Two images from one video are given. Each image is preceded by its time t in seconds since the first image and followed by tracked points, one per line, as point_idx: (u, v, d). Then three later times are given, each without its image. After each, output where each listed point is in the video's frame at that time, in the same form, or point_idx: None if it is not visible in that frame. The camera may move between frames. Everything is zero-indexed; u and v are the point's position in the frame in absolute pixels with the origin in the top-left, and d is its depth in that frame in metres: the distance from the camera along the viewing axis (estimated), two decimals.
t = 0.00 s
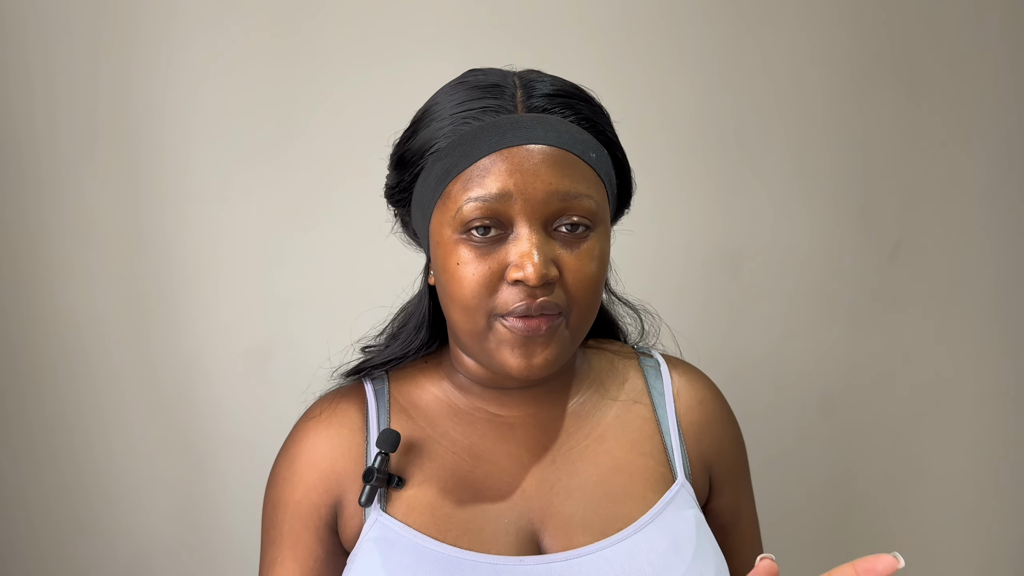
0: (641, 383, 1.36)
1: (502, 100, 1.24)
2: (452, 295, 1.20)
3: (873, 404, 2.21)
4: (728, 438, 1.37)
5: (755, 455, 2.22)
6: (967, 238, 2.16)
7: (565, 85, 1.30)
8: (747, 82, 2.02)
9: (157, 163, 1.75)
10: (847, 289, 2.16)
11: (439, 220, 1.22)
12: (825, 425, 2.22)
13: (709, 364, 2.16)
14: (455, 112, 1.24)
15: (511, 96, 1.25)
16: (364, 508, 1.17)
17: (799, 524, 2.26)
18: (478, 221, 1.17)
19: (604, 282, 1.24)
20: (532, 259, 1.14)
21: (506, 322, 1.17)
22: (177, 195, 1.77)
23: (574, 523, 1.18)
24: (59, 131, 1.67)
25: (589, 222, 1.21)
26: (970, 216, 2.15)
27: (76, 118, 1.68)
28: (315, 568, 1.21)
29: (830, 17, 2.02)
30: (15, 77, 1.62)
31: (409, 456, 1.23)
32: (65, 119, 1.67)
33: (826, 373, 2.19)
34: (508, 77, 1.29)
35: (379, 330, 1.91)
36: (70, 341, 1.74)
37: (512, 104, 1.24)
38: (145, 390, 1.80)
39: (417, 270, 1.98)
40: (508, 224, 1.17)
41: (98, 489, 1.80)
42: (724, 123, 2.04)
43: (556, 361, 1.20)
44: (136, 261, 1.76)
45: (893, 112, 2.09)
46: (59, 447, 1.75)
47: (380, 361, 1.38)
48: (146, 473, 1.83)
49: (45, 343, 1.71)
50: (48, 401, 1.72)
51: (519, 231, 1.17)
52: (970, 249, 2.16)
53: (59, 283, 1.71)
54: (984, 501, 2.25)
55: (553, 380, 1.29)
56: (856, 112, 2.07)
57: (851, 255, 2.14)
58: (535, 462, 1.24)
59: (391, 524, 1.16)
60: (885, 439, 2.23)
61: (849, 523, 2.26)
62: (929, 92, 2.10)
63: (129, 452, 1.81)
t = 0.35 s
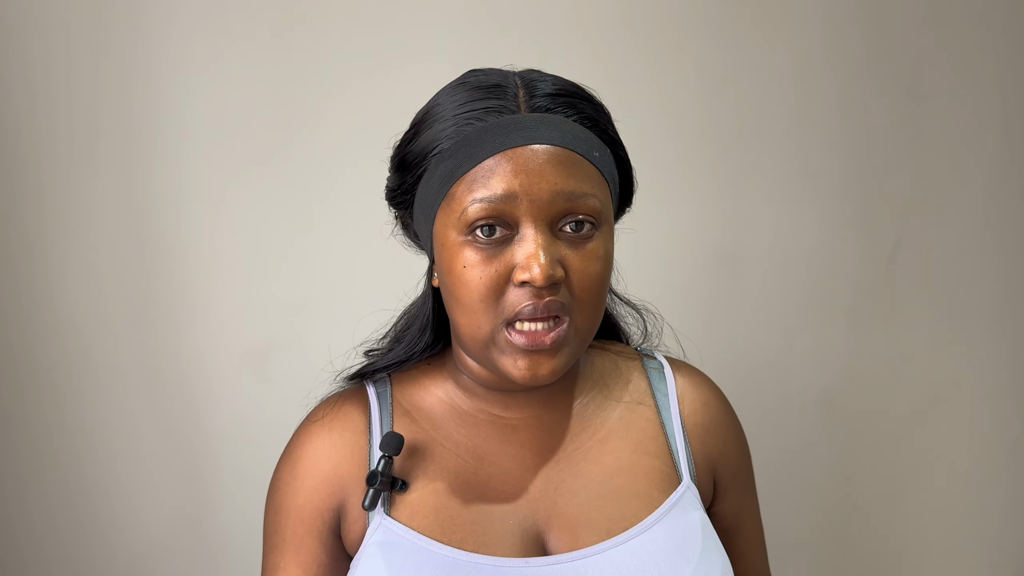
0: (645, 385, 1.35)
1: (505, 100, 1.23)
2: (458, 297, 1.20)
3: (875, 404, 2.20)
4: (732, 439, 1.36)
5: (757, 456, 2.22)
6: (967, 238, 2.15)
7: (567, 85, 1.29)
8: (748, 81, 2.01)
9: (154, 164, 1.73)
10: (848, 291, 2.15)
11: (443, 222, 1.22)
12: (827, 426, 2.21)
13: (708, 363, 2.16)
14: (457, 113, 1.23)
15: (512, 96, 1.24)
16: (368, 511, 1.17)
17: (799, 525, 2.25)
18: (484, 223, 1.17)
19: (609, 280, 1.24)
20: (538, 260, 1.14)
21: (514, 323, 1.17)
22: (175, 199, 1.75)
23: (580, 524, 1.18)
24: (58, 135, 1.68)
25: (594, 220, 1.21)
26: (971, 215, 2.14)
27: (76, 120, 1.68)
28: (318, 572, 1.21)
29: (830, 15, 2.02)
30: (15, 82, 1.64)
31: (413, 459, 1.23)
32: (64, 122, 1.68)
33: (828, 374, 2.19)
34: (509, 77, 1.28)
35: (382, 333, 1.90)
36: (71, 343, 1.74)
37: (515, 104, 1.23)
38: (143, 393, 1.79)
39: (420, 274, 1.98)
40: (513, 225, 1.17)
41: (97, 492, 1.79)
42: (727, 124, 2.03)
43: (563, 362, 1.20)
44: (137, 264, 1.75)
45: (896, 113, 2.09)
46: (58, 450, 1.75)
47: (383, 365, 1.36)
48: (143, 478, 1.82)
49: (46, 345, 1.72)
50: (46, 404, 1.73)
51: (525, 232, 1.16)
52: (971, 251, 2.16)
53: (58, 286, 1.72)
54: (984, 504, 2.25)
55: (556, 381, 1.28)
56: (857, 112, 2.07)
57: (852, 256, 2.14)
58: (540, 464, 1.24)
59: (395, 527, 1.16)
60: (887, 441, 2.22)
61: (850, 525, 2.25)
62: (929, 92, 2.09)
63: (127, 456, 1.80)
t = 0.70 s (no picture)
0: (647, 387, 1.34)
1: (504, 97, 1.22)
2: (453, 294, 1.18)
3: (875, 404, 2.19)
4: (735, 441, 1.35)
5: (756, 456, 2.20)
6: (968, 238, 2.14)
7: (568, 81, 1.27)
8: (748, 79, 2.00)
9: (151, 163, 1.76)
10: (848, 293, 2.14)
11: (439, 219, 1.21)
12: (827, 428, 2.20)
13: (709, 363, 2.15)
14: (456, 109, 1.22)
15: (513, 92, 1.23)
16: (367, 515, 1.15)
17: (798, 527, 2.24)
18: (480, 219, 1.15)
19: (609, 282, 1.22)
20: (534, 258, 1.12)
21: (509, 322, 1.15)
22: (172, 196, 1.78)
23: (581, 530, 1.16)
24: (57, 134, 1.70)
25: (592, 220, 1.19)
26: (972, 214, 2.13)
27: (76, 121, 1.71)
28: None
29: (831, 14, 2.01)
30: (15, 83, 1.67)
31: (412, 462, 1.21)
32: (64, 123, 1.70)
33: (828, 376, 2.17)
34: (511, 73, 1.27)
35: (382, 333, 1.89)
36: (70, 342, 1.76)
37: (514, 100, 1.22)
38: (140, 390, 1.82)
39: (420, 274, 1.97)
40: (510, 222, 1.15)
41: (95, 490, 1.81)
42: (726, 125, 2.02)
43: (560, 363, 1.18)
44: (136, 261, 1.78)
45: (898, 115, 2.07)
46: (57, 448, 1.77)
47: (383, 365, 1.35)
48: (140, 477, 1.83)
49: (45, 344, 1.74)
50: (44, 400, 1.75)
51: (521, 230, 1.15)
52: (972, 253, 2.14)
53: (58, 283, 1.74)
54: (985, 508, 2.23)
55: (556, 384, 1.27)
56: (857, 111, 2.06)
57: (853, 257, 2.12)
58: (541, 468, 1.22)
59: (394, 530, 1.14)
60: (887, 443, 2.20)
61: (849, 528, 2.24)
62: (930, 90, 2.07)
63: (124, 453, 1.82)
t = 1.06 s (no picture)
0: (650, 385, 1.33)
1: (478, 97, 1.22)
2: (430, 292, 1.20)
3: (876, 403, 2.18)
4: (741, 442, 1.34)
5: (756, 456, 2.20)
6: (969, 238, 2.13)
7: (551, 78, 1.26)
8: (749, 78, 2.00)
9: (149, 162, 1.75)
10: (849, 292, 2.13)
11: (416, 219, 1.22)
12: (828, 428, 2.19)
13: (709, 362, 2.14)
14: (434, 109, 1.23)
15: (490, 91, 1.23)
16: (362, 510, 1.15)
17: (799, 528, 2.23)
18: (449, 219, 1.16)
19: (586, 278, 1.20)
20: (499, 257, 1.12)
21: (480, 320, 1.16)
22: (169, 196, 1.77)
23: (580, 529, 1.15)
24: (57, 133, 1.70)
25: (564, 217, 1.17)
26: (974, 214, 2.12)
27: (75, 121, 1.70)
28: (313, 569, 1.18)
29: (832, 13, 2.00)
30: (15, 82, 1.67)
31: (408, 457, 1.21)
32: (63, 122, 1.70)
33: (829, 376, 2.17)
34: (493, 72, 1.27)
35: (386, 332, 1.89)
36: (69, 341, 1.75)
37: (490, 99, 1.22)
38: (139, 390, 1.81)
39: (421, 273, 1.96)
40: (478, 221, 1.15)
41: (93, 490, 1.80)
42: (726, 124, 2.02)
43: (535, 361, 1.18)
44: (135, 260, 1.77)
45: (899, 114, 2.06)
46: (54, 448, 1.76)
47: (386, 363, 1.35)
48: (140, 477, 1.82)
49: (43, 342, 1.73)
50: (42, 401, 1.74)
51: (488, 228, 1.15)
52: (973, 253, 2.14)
53: (57, 283, 1.73)
54: (986, 509, 2.22)
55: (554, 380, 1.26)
56: (859, 110, 2.05)
57: (853, 257, 2.12)
58: (539, 465, 1.21)
59: (390, 526, 1.14)
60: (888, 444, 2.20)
61: (850, 528, 2.23)
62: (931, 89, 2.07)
63: (123, 453, 1.81)
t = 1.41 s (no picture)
0: (650, 388, 1.34)
1: (483, 98, 1.23)
2: (447, 295, 1.18)
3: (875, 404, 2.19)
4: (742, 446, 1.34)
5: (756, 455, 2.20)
6: (969, 239, 2.14)
7: (551, 78, 1.28)
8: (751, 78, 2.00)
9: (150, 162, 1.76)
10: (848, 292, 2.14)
11: (430, 223, 1.21)
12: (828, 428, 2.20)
13: (708, 362, 2.15)
14: (440, 112, 1.24)
15: (495, 92, 1.25)
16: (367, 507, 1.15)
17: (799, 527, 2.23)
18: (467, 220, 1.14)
19: (601, 272, 1.21)
20: (522, 255, 1.10)
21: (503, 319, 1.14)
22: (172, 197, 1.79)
23: (581, 533, 1.16)
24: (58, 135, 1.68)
25: (578, 212, 1.18)
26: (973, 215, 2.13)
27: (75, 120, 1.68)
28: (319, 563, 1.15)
29: (833, 14, 2.01)
30: (14, 82, 1.62)
31: (413, 455, 1.21)
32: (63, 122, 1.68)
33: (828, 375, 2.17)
34: (494, 74, 1.28)
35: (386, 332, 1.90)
36: (70, 343, 1.74)
37: (496, 99, 1.23)
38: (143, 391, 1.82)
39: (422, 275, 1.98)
40: (496, 220, 1.14)
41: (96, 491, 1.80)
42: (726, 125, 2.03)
43: (556, 357, 1.17)
44: (136, 260, 1.78)
45: (898, 115, 2.07)
46: (54, 451, 1.75)
47: (387, 364, 1.37)
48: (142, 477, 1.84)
49: (42, 345, 1.70)
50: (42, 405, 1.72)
51: (508, 227, 1.14)
52: (973, 254, 2.14)
53: (59, 284, 1.72)
54: (987, 510, 2.22)
55: (558, 382, 1.27)
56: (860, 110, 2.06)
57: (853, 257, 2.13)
58: (543, 468, 1.22)
59: (394, 526, 1.14)
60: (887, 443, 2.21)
61: (849, 528, 2.24)
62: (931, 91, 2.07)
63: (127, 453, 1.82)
